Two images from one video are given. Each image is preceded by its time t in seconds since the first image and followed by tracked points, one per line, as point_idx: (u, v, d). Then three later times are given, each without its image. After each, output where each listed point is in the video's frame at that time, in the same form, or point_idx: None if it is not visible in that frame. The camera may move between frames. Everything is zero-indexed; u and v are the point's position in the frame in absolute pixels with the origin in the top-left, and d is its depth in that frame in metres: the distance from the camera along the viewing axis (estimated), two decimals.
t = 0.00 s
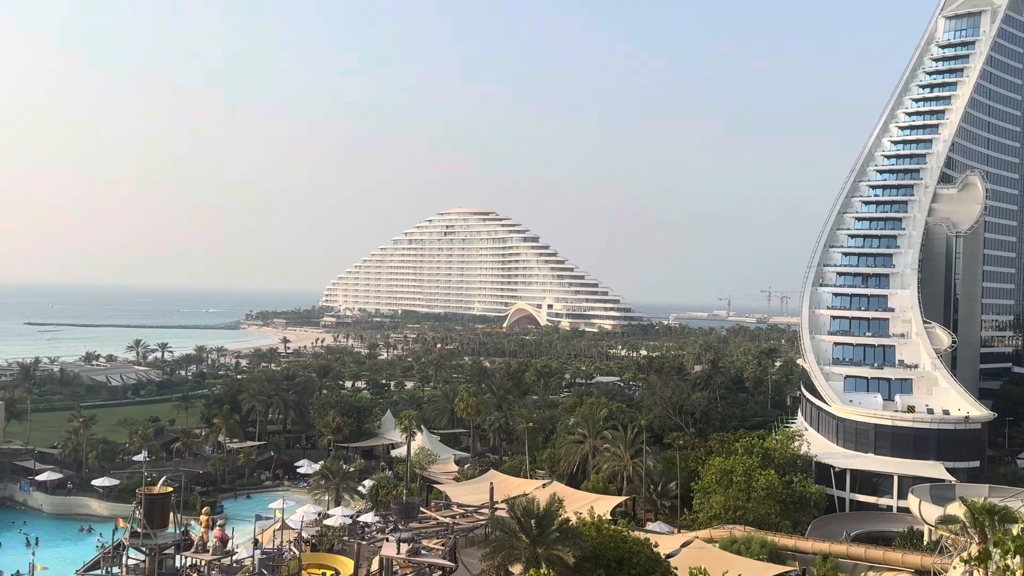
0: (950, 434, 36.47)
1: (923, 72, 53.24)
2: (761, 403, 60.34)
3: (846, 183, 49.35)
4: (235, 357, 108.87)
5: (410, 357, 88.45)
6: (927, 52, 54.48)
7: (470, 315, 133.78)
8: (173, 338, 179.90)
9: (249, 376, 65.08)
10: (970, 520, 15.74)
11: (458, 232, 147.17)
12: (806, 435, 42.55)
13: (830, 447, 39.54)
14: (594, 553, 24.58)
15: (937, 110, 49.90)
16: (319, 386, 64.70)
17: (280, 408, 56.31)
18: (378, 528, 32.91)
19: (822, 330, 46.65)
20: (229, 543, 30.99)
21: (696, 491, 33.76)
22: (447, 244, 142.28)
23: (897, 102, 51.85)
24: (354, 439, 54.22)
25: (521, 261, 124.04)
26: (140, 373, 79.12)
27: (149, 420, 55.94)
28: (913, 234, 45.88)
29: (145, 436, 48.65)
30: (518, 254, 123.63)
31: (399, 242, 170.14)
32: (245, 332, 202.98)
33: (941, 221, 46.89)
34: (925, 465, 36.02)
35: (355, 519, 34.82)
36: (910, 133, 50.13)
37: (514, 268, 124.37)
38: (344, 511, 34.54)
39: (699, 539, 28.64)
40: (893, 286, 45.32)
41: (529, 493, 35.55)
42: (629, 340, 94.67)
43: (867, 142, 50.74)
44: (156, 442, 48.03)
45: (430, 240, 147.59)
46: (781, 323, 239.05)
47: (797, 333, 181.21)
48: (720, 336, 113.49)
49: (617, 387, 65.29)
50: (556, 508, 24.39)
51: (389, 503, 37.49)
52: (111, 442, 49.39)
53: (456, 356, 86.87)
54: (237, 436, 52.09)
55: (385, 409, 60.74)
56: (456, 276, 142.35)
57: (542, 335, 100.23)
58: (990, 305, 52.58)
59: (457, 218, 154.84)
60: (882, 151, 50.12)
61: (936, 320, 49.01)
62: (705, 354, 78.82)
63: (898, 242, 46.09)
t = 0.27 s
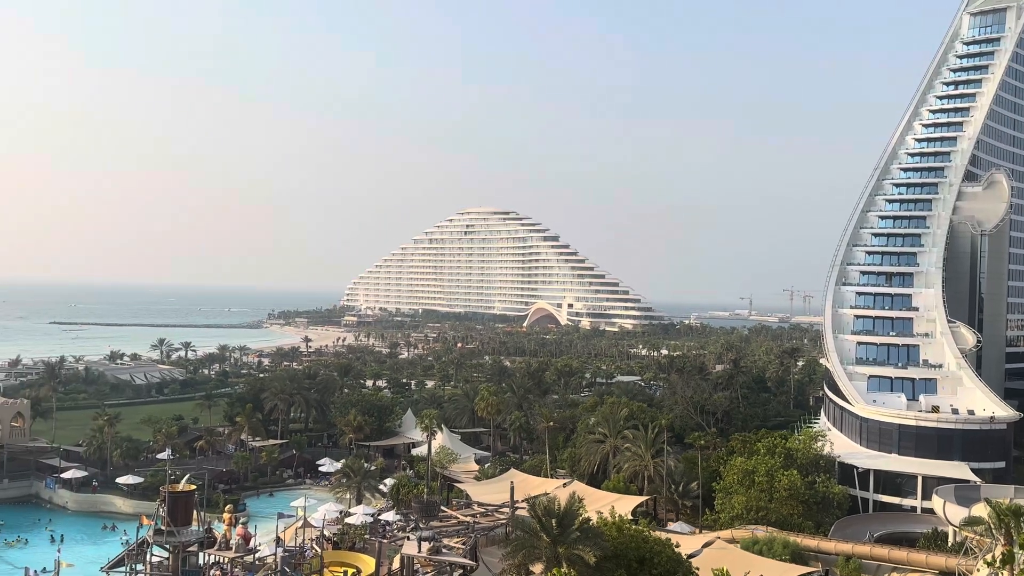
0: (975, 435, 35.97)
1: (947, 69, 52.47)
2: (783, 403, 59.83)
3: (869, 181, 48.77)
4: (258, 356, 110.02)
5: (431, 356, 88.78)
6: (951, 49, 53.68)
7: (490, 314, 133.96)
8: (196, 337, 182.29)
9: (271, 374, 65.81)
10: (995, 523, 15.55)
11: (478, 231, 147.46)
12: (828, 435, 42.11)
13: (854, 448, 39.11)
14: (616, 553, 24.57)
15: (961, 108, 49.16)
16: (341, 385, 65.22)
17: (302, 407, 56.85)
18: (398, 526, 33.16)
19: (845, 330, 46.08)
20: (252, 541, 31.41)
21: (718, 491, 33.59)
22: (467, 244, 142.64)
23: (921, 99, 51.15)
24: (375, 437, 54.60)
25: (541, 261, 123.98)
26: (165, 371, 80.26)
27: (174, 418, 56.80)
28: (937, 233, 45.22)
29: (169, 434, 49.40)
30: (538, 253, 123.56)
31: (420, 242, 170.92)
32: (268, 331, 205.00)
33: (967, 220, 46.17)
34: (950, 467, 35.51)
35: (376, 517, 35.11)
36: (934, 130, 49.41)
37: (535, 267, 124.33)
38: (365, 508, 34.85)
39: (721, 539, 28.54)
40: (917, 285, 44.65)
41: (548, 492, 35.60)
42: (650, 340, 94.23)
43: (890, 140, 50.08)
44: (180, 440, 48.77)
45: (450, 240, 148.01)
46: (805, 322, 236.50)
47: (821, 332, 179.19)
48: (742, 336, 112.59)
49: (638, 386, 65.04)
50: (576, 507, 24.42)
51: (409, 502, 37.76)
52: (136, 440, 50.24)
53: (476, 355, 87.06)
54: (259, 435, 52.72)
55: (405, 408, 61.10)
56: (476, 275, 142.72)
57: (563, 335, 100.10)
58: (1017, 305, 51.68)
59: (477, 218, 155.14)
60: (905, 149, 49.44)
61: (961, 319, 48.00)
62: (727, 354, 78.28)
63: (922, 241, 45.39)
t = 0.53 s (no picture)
0: (1000, 436, 35.48)
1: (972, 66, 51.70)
2: (806, 403, 59.32)
3: (892, 180, 48.24)
4: (279, 355, 111.12)
5: (450, 355, 89.07)
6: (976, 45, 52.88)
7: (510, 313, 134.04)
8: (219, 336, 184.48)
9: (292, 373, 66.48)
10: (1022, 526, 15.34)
11: (497, 231, 147.63)
12: (851, 435, 41.69)
13: (877, 448, 38.67)
14: (636, 552, 24.54)
15: (986, 105, 48.43)
16: (362, 383, 65.69)
17: (323, 405, 57.38)
18: (419, 523, 33.39)
19: (868, 329, 45.51)
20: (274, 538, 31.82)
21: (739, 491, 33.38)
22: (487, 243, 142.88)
23: (945, 97, 50.49)
24: (395, 436, 54.97)
25: (562, 260, 123.84)
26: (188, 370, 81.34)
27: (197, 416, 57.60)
28: (962, 232, 44.65)
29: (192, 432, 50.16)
30: (558, 252, 123.42)
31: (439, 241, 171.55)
32: (289, 330, 206.83)
33: (992, 218, 45.51)
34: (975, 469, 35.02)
35: (396, 515, 35.38)
36: (959, 128, 48.75)
37: (555, 266, 124.21)
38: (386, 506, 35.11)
39: (742, 539, 28.42)
40: (941, 284, 44.09)
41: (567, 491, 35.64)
42: (671, 339, 93.74)
43: (914, 139, 49.52)
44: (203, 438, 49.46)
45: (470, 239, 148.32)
46: (828, 321, 233.62)
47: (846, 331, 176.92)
48: (765, 335, 111.56)
49: (658, 385, 64.80)
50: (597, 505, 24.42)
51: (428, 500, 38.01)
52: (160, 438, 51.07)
53: (496, 355, 87.21)
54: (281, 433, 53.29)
55: (425, 407, 61.42)
56: (496, 274, 142.91)
57: (583, 334, 99.92)
58: None
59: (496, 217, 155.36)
60: (929, 147, 48.86)
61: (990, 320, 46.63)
62: (748, 353, 77.73)
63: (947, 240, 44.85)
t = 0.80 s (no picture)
0: None
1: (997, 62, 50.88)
2: (829, 403, 58.74)
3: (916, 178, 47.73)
4: (300, 353, 112.13)
5: (470, 354, 89.32)
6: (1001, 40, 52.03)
7: (530, 312, 133.98)
8: (241, 334, 186.61)
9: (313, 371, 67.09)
10: None
11: (517, 230, 147.68)
12: (874, 435, 41.27)
13: (900, 448, 38.23)
14: (656, 551, 24.49)
15: (1012, 101, 47.67)
16: (383, 382, 66.12)
17: (343, 404, 57.85)
18: (438, 522, 33.56)
19: (891, 328, 44.93)
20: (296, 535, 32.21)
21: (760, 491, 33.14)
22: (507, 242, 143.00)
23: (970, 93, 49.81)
24: (415, 434, 55.31)
25: (582, 259, 123.57)
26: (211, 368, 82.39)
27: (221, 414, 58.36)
28: (987, 230, 44.13)
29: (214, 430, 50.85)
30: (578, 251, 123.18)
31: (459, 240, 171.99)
32: (310, 329, 208.62)
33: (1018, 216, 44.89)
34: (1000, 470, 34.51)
35: (416, 512, 35.60)
36: (984, 125, 48.08)
37: (575, 265, 123.98)
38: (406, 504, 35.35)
39: (763, 539, 28.25)
40: (965, 283, 43.44)
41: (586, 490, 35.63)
42: (692, 338, 93.14)
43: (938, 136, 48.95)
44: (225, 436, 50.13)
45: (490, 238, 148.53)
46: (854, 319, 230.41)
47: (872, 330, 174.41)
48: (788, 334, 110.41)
49: (679, 385, 64.48)
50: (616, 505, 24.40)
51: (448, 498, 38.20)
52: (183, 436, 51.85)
53: (515, 353, 87.27)
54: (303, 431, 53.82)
55: (445, 406, 61.71)
56: (516, 274, 143.01)
57: (603, 333, 99.62)
58: None
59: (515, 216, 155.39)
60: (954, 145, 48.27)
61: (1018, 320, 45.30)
62: (770, 352, 77.03)
63: (972, 238, 44.33)
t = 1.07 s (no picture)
0: None
1: None
2: (852, 402, 58.06)
3: (940, 174, 46.99)
4: (321, 351, 113.17)
5: (489, 352, 89.46)
6: None
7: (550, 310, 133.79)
8: (263, 332, 188.57)
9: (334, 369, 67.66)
10: None
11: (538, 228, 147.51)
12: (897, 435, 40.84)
13: (925, 448, 37.72)
14: (677, 550, 24.42)
15: None
16: (403, 380, 66.45)
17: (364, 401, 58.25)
18: (459, 519, 33.73)
19: (915, 326, 44.32)
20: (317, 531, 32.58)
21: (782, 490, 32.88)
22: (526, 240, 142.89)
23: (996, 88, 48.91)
24: (435, 432, 55.56)
25: (602, 257, 123.15)
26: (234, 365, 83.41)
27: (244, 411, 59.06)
28: (1013, 228, 43.37)
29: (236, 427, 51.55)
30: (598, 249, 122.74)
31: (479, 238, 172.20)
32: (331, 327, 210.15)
33: None
34: None
35: (437, 510, 35.78)
36: (1010, 121, 47.20)
37: (595, 263, 123.59)
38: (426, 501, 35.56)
39: (785, 539, 28.05)
40: (991, 281, 42.68)
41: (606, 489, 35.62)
42: (713, 337, 92.44)
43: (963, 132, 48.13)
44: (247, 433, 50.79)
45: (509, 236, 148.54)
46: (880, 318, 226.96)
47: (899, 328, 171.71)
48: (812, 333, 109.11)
49: (700, 383, 64.07)
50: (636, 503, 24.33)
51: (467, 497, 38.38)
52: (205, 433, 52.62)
53: (535, 352, 87.25)
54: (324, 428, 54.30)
55: (465, 403, 61.89)
56: (536, 272, 142.89)
57: (623, 331, 99.23)
58: None
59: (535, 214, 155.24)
60: (979, 141, 47.43)
61: None
62: (792, 351, 76.27)
63: (997, 236, 43.59)
